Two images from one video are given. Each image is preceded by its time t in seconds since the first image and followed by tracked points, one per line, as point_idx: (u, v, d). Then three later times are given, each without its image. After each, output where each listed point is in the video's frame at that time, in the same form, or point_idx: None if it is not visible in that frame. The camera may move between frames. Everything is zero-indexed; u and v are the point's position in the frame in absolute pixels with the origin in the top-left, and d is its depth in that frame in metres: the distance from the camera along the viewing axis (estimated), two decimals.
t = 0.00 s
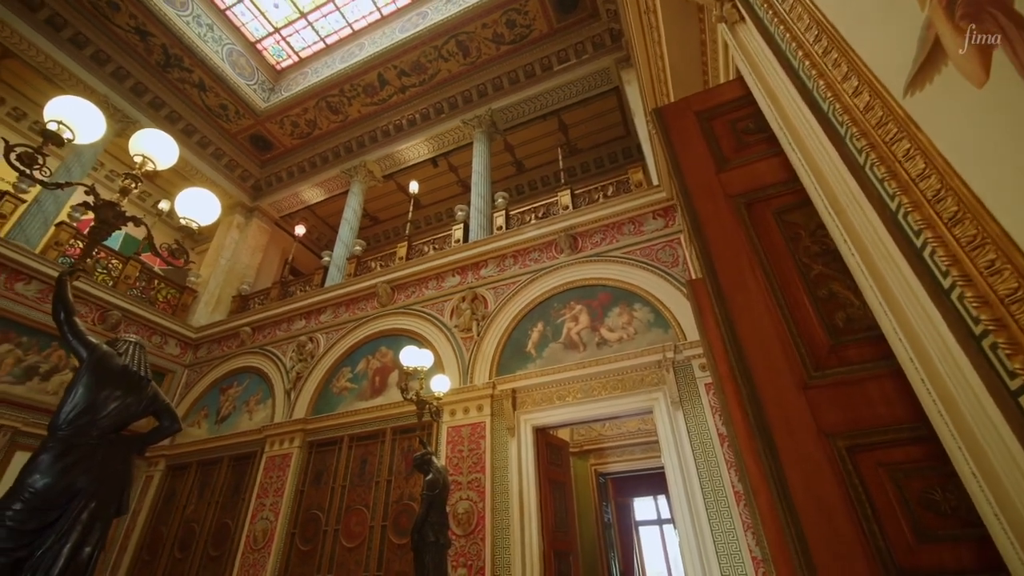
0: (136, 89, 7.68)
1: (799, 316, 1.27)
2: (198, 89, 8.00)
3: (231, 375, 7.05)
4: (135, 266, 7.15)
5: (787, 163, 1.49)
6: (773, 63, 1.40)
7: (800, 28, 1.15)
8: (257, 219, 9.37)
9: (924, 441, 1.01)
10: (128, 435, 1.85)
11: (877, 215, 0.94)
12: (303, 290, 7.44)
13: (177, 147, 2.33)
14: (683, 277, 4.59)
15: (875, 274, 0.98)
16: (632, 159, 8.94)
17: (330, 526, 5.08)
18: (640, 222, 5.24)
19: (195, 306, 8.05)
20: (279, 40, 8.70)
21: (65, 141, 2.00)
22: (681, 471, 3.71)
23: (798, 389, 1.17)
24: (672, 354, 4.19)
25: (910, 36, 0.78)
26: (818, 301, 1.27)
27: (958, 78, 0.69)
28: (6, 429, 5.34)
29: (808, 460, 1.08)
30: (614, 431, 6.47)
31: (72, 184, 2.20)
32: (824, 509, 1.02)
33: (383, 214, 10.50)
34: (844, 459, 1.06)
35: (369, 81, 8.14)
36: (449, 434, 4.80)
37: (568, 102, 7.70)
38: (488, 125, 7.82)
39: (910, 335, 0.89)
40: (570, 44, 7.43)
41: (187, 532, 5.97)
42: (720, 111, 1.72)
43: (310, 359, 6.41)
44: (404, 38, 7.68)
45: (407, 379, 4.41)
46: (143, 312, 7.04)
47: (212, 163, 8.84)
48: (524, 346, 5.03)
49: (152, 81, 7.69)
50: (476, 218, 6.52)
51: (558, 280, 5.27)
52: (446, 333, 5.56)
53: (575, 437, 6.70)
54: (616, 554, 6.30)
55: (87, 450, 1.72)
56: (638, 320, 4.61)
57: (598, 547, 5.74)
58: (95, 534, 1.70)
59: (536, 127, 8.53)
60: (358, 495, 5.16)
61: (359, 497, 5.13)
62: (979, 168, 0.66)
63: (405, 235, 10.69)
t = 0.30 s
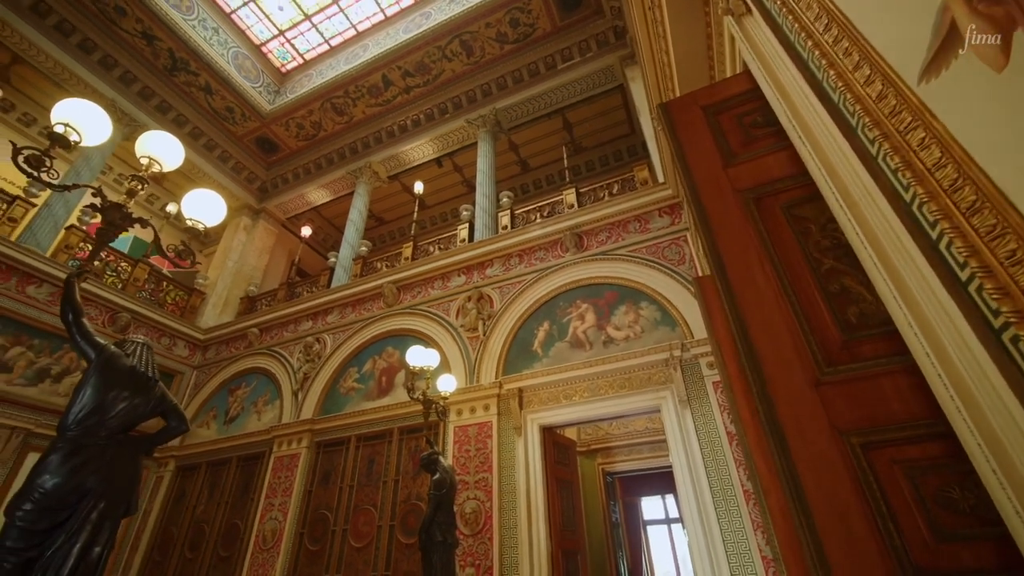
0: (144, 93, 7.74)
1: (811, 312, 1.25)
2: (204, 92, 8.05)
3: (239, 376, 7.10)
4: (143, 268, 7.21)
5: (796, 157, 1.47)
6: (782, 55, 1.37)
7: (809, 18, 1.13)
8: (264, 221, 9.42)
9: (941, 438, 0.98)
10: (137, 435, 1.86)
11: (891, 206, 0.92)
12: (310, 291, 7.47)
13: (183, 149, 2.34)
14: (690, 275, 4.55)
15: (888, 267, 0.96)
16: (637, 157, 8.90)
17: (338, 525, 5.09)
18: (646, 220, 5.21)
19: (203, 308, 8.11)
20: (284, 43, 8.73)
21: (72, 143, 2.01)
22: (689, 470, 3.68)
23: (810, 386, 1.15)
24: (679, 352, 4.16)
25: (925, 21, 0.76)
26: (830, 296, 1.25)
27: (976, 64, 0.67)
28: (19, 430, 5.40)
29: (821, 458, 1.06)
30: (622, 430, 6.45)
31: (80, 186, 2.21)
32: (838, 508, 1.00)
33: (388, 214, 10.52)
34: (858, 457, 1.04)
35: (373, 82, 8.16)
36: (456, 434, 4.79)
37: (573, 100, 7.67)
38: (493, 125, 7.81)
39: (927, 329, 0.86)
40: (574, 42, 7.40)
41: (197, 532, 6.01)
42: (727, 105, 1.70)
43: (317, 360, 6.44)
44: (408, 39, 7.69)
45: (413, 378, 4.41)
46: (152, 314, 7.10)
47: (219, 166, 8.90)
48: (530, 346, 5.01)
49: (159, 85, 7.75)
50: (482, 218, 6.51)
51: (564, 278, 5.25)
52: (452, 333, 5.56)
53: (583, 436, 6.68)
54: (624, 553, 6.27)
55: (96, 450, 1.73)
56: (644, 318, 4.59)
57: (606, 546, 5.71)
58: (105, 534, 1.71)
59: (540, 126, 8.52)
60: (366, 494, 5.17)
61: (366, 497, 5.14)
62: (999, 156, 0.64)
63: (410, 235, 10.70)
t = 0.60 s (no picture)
0: (152, 98, 7.81)
1: (823, 306, 1.22)
2: (211, 96, 8.12)
3: (249, 377, 7.15)
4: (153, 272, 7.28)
5: (806, 150, 1.45)
6: (792, 45, 1.35)
7: (821, 5, 1.11)
8: (272, 223, 9.49)
9: (960, 435, 0.96)
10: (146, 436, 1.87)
11: (906, 196, 0.90)
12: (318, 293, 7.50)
13: (190, 151, 2.35)
14: (698, 272, 4.51)
15: (903, 259, 0.94)
16: (643, 154, 8.85)
17: (348, 525, 5.11)
18: (653, 217, 5.18)
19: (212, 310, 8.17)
20: (290, 46, 8.77)
21: (81, 146, 2.03)
22: (698, 468, 3.65)
23: (824, 382, 1.13)
24: (688, 350, 4.13)
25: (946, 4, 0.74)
26: (843, 289, 1.22)
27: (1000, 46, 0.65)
28: (33, 432, 5.47)
29: (836, 455, 1.04)
30: (631, 429, 6.42)
31: (89, 188, 2.23)
32: (855, 506, 0.98)
33: (394, 215, 10.55)
34: (875, 454, 1.01)
35: (378, 83, 8.17)
36: (464, 433, 4.79)
37: (578, 98, 7.65)
38: (498, 124, 7.80)
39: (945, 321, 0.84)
40: (578, 40, 7.36)
41: (208, 533, 6.06)
42: (735, 98, 1.67)
43: (325, 361, 6.47)
44: (412, 39, 7.69)
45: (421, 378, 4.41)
46: (162, 316, 7.16)
47: (227, 169, 8.97)
48: (538, 345, 5.00)
49: (167, 89, 7.81)
50: (488, 217, 6.51)
51: (571, 277, 5.23)
52: (460, 333, 5.56)
53: (591, 435, 6.66)
54: (634, 552, 6.25)
55: (107, 451, 1.74)
56: (652, 316, 4.56)
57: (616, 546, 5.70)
58: (116, 534, 1.72)
59: (545, 125, 8.50)
60: (375, 494, 5.18)
61: (375, 497, 5.16)
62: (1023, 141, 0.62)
63: (417, 236, 10.73)
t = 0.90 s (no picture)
0: (160, 103, 7.88)
1: (838, 300, 1.20)
2: (218, 100, 8.18)
3: (258, 379, 7.19)
4: (163, 275, 7.34)
5: (818, 141, 1.42)
6: (802, 34, 1.32)
7: None
8: (279, 225, 9.55)
9: (982, 431, 0.93)
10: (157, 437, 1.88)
11: (923, 185, 0.88)
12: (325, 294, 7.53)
13: (198, 153, 2.36)
14: (706, 270, 4.47)
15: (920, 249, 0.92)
16: (649, 152, 8.81)
17: (357, 526, 5.12)
18: (660, 215, 5.14)
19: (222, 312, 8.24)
20: (295, 49, 8.81)
21: (90, 150, 2.05)
22: (709, 468, 3.62)
23: (839, 378, 1.11)
24: (697, 348, 4.09)
25: None
26: (858, 283, 1.20)
27: None
28: (47, 434, 5.53)
29: (854, 452, 1.02)
30: (639, 428, 6.38)
31: (98, 192, 2.25)
32: (875, 504, 0.96)
33: (401, 216, 10.58)
34: (894, 450, 0.99)
35: (383, 85, 8.20)
36: (472, 433, 4.78)
37: (583, 97, 7.62)
38: (503, 123, 7.80)
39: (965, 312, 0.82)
40: (583, 38, 7.33)
41: (220, 533, 6.10)
42: (744, 90, 1.65)
43: (333, 362, 6.49)
44: (416, 40, 7.70)
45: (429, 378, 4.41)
46: (172, 319, 7.22)
47: (234, 172, 9.04)
48: (545, 344, 4.98)
49: (175, 94, 7.87)
50: (493, 217, 6.50)
51: (578, 276, 5.20)
52: (467, 333, 5.56)
53: (599, 434, 6.63)
54: (644, 552, 6.21)
55: (118, 451, 1.75)
56: (660, 315, 4.52)
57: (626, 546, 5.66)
58: (128, 534, 1.73)
59: (550, 124, 8.49)
60: (384, 495, 5.19)
61: (384, 497, 5.16)
62: None
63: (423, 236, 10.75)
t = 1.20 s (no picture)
0: (169, 107, 7.95)
1: (854, 292, 1.17)
2: (226, 104, 8.24)
3: (269, 380, 7.24)
4: (174, 277, 7.42)
5: (832, 131, 1.39)
6: (813, 20, 1.29)
7: None
8: (288, 227, 9.62)
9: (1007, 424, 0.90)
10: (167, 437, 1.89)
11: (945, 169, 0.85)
12: (334, 295, 7.57)
13: (206, 154, 2.37)
14: (715, 266, 4.43)
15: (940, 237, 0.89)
16: (656, 148, 8.75)
17: (368, 525, 5.14)
18: (667, 211, 5.10)
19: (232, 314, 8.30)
20: (301, 51, 8.86)
21: (99, 152, 2.06)
22: (720, 466, 3.58)
23: (856, 371, 1.08)
24: (707, 346, 4.05)
25: None
26: (875, 274, 1.17)
27: None
28: (62, 436, 5.60)
29: (873, 447, 0.99)
30: (649, 427, 6.34)
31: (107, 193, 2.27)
32: (895, 499, 0.93)
33: (407, 217, 10.60)
34: (915, 445, 0.96)
35: (388, 85, 8.21)
36: (481, 432, 4.78)
37: (588, 94, 7.58)
38: (508, 122, 7.79)
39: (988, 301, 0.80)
40: (588, 35, 7.29)
41: (232, 533, 6.14)
42: (754, 81, 1.62)
43: (342, 362, 6.53)
44: (421, 41, 7.71)
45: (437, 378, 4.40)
46: (183, 321, 7.29)
47: (243, 174, 9.11)
48: (553, 343, 4.97)
49: (183, 98, 7.95)
50: (500, 216, 6.49)
51: (586, 274, 5.17)
52: (475, 332, 5.55)
53: (609, 433, 6.60)
54: (655, 551, 6.18)
55: (130, 451, 1.77)
56: (669, 312, 4.49)
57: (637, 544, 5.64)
58: (140, 534, 1.74)
59: (556, 122, 8.46)
60: (394, 494, 5.20)
61: (394, 497, 5.17)
62: None
63: (430, 236, 10.76)
